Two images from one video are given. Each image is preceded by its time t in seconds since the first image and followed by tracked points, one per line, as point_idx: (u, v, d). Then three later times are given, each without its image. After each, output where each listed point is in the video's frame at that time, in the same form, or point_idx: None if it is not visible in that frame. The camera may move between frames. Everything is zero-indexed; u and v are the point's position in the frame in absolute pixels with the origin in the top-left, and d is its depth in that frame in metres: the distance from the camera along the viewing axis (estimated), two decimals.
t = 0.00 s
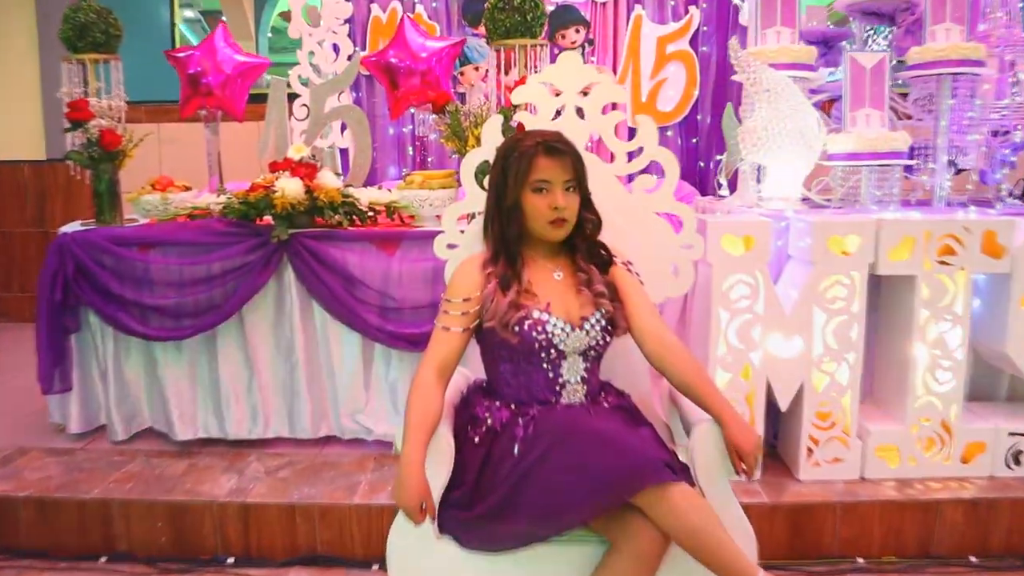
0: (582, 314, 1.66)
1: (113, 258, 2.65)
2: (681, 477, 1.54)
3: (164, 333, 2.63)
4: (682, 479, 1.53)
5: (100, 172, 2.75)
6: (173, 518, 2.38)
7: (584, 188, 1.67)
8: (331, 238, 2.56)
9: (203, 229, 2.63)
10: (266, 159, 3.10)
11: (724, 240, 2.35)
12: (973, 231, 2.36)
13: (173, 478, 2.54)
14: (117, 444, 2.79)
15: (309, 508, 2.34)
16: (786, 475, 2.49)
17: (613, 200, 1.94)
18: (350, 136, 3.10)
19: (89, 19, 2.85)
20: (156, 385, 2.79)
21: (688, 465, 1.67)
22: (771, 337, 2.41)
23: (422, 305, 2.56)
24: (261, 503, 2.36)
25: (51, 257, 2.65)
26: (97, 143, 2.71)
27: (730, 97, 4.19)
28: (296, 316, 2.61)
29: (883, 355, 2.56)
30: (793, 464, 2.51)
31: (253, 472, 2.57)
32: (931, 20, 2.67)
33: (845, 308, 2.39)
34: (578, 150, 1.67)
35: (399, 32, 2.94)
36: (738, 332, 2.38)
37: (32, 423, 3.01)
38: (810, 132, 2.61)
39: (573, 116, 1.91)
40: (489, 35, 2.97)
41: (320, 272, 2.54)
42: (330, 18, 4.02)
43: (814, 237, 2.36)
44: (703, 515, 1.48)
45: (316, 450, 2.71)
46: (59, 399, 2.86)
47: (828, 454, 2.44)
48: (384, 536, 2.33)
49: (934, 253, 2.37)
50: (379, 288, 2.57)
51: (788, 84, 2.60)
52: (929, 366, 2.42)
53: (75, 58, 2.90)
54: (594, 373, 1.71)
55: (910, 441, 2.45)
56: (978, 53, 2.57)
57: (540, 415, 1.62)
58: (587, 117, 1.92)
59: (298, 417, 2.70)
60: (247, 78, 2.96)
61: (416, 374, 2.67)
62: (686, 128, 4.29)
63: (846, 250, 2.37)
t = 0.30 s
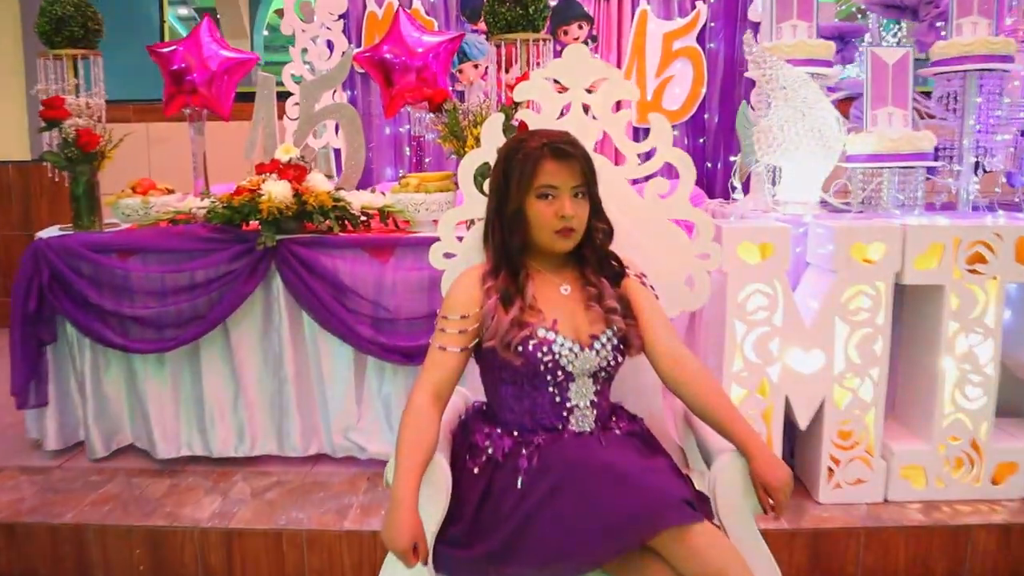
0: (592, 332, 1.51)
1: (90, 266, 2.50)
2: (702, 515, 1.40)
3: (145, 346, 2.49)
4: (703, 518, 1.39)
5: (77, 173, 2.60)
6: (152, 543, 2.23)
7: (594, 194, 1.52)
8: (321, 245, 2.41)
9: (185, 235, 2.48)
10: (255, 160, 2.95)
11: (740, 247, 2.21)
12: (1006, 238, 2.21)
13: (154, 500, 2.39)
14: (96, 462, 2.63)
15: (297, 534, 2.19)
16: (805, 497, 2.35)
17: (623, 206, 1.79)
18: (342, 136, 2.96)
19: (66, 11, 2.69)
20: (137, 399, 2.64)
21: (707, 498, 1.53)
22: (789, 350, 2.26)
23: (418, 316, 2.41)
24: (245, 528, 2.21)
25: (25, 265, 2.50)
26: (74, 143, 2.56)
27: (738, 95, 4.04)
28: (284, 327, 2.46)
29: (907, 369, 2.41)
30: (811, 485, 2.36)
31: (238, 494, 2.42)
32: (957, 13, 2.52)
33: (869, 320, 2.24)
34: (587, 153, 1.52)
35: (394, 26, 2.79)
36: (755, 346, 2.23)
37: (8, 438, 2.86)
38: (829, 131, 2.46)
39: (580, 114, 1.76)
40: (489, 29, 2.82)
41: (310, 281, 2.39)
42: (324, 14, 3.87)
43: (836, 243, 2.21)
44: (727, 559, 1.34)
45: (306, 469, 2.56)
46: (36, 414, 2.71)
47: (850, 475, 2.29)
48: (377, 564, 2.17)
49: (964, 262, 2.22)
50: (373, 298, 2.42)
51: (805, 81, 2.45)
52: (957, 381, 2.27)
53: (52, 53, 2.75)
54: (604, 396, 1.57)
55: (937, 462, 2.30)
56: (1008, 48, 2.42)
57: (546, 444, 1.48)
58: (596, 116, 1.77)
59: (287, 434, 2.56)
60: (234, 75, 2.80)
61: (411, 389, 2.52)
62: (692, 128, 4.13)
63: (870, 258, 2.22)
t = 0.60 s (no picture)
0: (602, 356, 1.38)
1: (68, 275, 2.36)
2: (724, 559, 1.27)
3: (127, 360, 2.36)
4: (726, 563, 1.26)
5: (55, 178, 2.45)
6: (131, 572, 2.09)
7: (606, 205, 1.39)
8: (311, 254, 2.27)
9: (169, 243, 2.35)
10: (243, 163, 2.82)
11: (757, 257, 2.07)
12: None
13: (134, 524, 2.25)
14: (76, 481, 2.50)
15: (285, 563, 2.05)
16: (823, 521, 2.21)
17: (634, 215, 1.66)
18: (336, 138, 2.82)
19: (45, 7, 2.54)
20: (118, 416, 2.50)
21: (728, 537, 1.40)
22: (809, 366, 2.13)
23: (414, 328, 2.28)
24: (230, 556, 2.07)
25: None
26: (51, 146, 2.42)
27: (746, 95, 3.89)
28: (272, 340, 2.33)
29: (931, 385, 2.27)
30: (830, 507, 2.23)
31: (224, 517, 2.28)
32: (984, 8, 2.37)
33: (894, 334, 2.10)
34: (599, 159, 1.39)
35: (389, 23, 2.66)
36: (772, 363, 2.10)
37: None
38: (848, 133, 2.33)
39: (588, 116, 1.63)
40: (489, 24, 2.68)
41: (300, 293, 2.27)
42: (318, 10, 3.73)
43: (859, 253, 2.07)
44: None
45: (296, 489, 2.43)
46: (12, 430, 2.57)
47: (872, 498, 2.16)
48: None
49: (995, 273, 2.08)
50: (366, 310, 2.29)
51: (821, 78, 2.34)
52: (986, 400, 2.14)
53: (29, 51, 2.61)
54: (615, 424, 1.43)
55: (964, 484, 2.17)
56: None
57: (552, 478, 1.35)
58: (606, 118, 1.64)
59: (276, 452, 2.42)
60: (222, 75, 2.68)
61: (407, 405, 2.39)
62: (699, 129, 3.99)
63: (895, 269, 2.09)
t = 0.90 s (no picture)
0: (611, 375, 1.28)
1: (47, 282, 2.25)
2: None
3: (109, 370, 2.25)
4: None
5: (34, 180, 2.35)
6: None
7: (614, 211, 1.29)
8: (301, 259, 2.16)
9: (152, 247, 2.24)
10: (232, 163, 2.71)
11: (771, 264, 1.96)
12: None
13: (115, 543, 2.14)
14: (56, 497, 2.39)
15: None
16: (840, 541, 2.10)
17: (643, 220, 1.56)
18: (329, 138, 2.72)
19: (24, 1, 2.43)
20: (100, 428, 2.39)
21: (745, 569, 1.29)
22: (825, 378, 2.02)
23: (409, 338, 2.18)
24: None
25: None
26: (30, 146, 2.31)
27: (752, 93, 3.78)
28: (261, 350, 2.22)
29: (952, 397, 2.17)
30: (846, 525, 2.12)
31: (210, 536, 2.17)
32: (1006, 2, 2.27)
33: (915, 345, 2.00)
34: (607, 161, 1.28)
35: (383, 18, 2.55)
36: (786, 375, 1.99)
37: None
38: (866, 133, 2.22)
39: (594, 115, 1.52)
40: (489, 20, 2.57)
41: (290, 301, 2.16)
42: (313, 6, 3.61)
43: (879, 260, 1.96)
44: None
45: (287, 505, 2.32)
46: None
47: (891, 517, 2.06)
48: None
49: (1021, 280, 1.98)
50: (359, 318, 2.18)
51: (838, 75, 2.25)
52: (1011, 414, 2.03)
53: (6, 46, 2.49)
54: (624, 447, 1.33)
55: (988, 502, 2.06)
56: None
57: (556, 508, 1.24)
58: (613, 117, 1.53)
59: (265, 467, 2.31)
60: (210, 72, 2.58)
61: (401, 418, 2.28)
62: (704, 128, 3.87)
63: (916, 277, 1.98)
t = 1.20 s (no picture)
0: (620, 387, 1.20)
1: (31, 284, 2.16)
2: None
3: (95, 376, 2.17)
4: None
5: (18, 179, 2.27)
6: None
7: (624, 211, 1.21)
8: (295, 262, 2.08)
9: (141, 249, 2.16)
10: (224, 162, 2.63)
11: (783, 266, 1.88)
12: None
13: (101, 556, 2.05)
14: (42, 506, 2.31)
15: None
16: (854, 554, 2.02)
17: (653, 220, 1.48)
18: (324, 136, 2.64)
19: None
20: (86, 436, 2.31)
21: None
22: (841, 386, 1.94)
23: (407, 343, 2.10)
24: None
25: None
26: (13, 143, 2.23)
27: (758, 93, 3.63)
28: (253, 355, 2.14)
29: (970, 405, 2.08)
30: (860, 538, 2.04)
31: (200, 547, 2.09)
32: None
33: (934, 351, 1.92)
34: (616, 158, 1.20)
35: (381, 11, 2.47)
36: (800, 382, 1.91)
37: None
38: (881, 130, 2.14)
39: (601, 110, 1.45)
40: (490, 13, 2.49)
41: (282, 305, 2.08)
42: (309, 2, 3.54)
43: (898, 263, 1.87)
44: None
45: (280, 516, 2.24)
46: None
47: (908, 529, 1.97)
48: None
49: None
50: (355, 323, 2.10)
51: (852, 70, 2.17)
52: None
53: None
54: (633, 463, 1.25)
55: (1009, 514, 1.98)
56: None
57: (562, 529, 1.16)
58: (621, 112, 1.46)
59: (258, 476, 2.23)
60: (202, 67, 2.49)
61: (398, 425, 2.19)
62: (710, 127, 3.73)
63: (936, 280, 1.90)
